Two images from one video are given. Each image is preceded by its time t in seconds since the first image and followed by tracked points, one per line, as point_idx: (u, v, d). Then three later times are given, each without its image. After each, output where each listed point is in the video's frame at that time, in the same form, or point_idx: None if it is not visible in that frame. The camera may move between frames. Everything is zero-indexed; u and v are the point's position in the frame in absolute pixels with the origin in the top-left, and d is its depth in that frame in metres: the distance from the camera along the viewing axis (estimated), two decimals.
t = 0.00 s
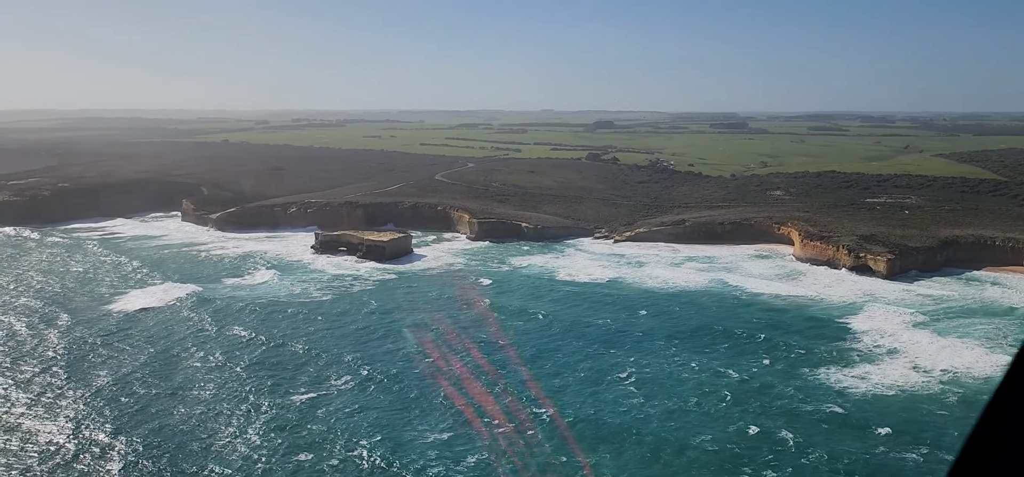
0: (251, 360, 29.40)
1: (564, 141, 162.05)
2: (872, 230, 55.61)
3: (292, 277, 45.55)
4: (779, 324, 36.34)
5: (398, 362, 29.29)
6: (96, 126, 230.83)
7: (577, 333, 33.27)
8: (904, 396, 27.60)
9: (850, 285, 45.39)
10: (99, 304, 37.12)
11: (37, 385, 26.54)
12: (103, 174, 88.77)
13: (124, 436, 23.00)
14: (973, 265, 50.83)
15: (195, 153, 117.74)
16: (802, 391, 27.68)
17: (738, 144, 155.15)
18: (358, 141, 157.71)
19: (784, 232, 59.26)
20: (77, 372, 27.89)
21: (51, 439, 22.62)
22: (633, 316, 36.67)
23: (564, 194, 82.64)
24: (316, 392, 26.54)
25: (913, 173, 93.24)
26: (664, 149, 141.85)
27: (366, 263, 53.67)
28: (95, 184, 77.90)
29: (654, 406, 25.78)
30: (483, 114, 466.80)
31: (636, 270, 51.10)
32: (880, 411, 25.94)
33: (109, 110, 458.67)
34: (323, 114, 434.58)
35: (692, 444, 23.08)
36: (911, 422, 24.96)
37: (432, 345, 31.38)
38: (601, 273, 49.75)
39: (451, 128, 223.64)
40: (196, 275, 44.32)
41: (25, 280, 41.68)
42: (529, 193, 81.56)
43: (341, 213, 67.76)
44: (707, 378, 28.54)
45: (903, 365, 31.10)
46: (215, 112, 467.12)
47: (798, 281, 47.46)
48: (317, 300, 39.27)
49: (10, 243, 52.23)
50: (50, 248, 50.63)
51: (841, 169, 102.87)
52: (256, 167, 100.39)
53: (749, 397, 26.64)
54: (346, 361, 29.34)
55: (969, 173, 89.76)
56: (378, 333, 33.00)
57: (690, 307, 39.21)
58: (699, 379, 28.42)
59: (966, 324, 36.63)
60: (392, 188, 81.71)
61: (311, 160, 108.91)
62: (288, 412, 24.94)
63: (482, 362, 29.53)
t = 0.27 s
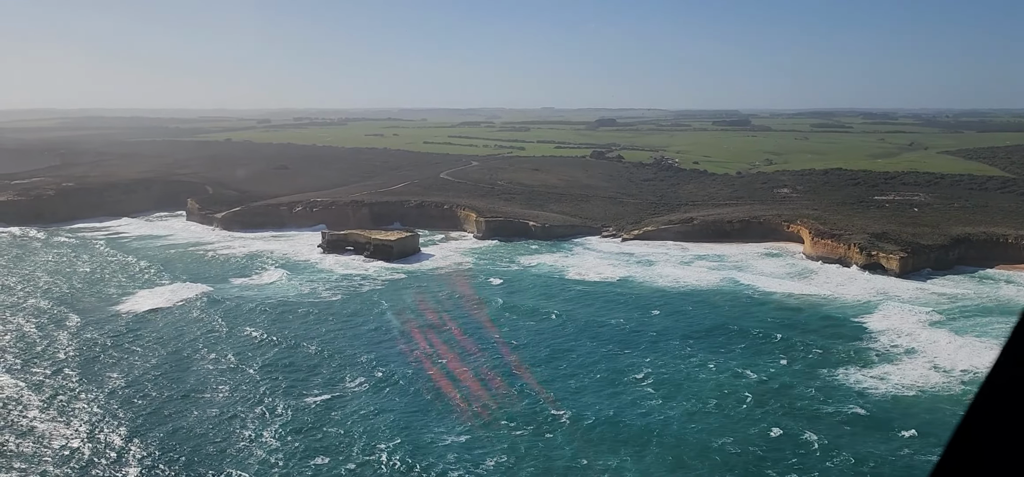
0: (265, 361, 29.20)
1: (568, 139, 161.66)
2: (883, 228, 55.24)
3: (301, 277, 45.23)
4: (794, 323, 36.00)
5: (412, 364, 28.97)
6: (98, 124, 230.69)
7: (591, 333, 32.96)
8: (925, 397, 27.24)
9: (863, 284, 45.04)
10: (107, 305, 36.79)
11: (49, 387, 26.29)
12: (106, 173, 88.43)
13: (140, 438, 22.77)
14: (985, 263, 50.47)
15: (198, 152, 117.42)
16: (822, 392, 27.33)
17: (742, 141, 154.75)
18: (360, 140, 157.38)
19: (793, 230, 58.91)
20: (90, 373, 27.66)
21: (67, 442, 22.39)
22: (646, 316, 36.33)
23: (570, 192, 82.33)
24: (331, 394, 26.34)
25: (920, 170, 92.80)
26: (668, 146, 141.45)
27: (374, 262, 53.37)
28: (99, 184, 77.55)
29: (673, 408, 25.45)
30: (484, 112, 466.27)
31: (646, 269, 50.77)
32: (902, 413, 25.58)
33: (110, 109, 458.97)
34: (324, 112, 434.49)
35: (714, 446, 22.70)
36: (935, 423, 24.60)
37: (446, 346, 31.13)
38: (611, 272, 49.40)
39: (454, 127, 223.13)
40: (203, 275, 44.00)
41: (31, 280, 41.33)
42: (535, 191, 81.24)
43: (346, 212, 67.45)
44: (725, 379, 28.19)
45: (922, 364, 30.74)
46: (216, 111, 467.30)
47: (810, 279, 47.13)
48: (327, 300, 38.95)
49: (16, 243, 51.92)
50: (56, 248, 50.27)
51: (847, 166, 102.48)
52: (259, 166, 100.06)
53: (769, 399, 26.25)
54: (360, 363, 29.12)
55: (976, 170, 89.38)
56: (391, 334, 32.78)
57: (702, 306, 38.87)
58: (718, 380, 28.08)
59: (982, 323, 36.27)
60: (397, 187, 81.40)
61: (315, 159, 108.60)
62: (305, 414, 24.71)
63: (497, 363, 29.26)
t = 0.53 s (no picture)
0: (284, 359, 29.04)
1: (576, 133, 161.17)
2: (900, 222, 54.68)
3: (314, 274, 45.03)
4: (815, 319, 35.57)
5: (433, 363, 28.75)
6: (106, 121, 231.35)
7: (609, 330, 32.64)
8: (953, 393, 26.79)
9: (882, 279, 44.55)
10: (122, 302, 36.60)
11: (69, 385, 26.14)
12: (115, 170, 88.33)
13: (162, 437, 22.58)
14: (1004, 257, 49.89)
15: (207, 147, 117.33)
16: (848, 389, 26.91)
17: (751, 135, 153.99)
18: (368, 135, 157.20)
19: (808, 224, 58.41)
20: (109, 370, 27.50)
21: (90, 441, 22.23)
22: (665, 311, 36.00)
23: (581, 187, 82.03)
24: (352, 393, 26.17)
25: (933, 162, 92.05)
26: (677, 140, 140.88)
27: (386, 258, 53.15)
28: (108, 180, 77.42)
29: (698, 405, 25.10)
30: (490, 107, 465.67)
31: (660, 263, 50.39)
32: (931, 411, 25.15)
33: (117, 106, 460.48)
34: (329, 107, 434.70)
35: (742, 446, 22.35)
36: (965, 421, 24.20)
37: (464, 345, 30.88)
38: (625, 267, 49.07)
39: (460, 121, 222.70)
40: (217, 271, 43.81)
41: (45, 277, 41.18)
42: (546, 186, 80.89)
43: (357, 208, 67.23)
44: (747, 376, 27.83)
45: (947, 360, 30.30)
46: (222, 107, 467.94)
47: (828, 274, 46.64)
48: (342, 297, 38.74)
49: (28, 240, 51.83)
50: (68, 245, 50.15)
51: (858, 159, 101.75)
52: (268, 162, 99.96)
53: (795, 397, 25.85)
54: (378, 362, 28.92)
55: (990, 163, 88.58)
56: (408, 332, 32.57)
57: (721, 301, 38.52)
58: (740, 377, 27.72)
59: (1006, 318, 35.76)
60: (407, 182, 81.15)
61: (323, 154, 108.46)
62: (327, 413, 24.54)
63: (515, 361, 29.04)
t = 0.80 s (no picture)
0: (305, 354, 28.93)
1: (586, 125, 160.27)
2: (920, 214, 54.03)
3: (330, 267, 44.89)
4: (838, 311, 35.18)
5: (455, 358, 28.56)
6: (116, 114, 231.64)
7: (630, 324, 32.34)
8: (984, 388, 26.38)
9: (903, 271, 44.03)
10: (140, 296, 36.55)
11: (91, 381, 26.07)
12: (127, 163, 88.38)
13: (188, 434, 22.49)
14: None
15: (217, 140, 117.28)
16: (877, 383, 26.54)
17: (762, 126, 152.84)
18: (377, 127, 156.88)
19: (826, 216, 57.83)
20: (130, 366, 27.42)
21: (115, 437, 22.15)
22: (686, 305, 35.64)
23: (594, 178, 81.56)
24: (374, 389, 26.02)
25: (950, 153, 91.01)
26: (689, 131, 140.01)
27: (401, 251, 52.98)
28: (121, 173, 77.46)
29: (725, 401, 24.81)
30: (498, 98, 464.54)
31: (677, 256, 49.99)
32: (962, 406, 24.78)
33: (125, 99, 461.54)
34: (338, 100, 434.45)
35: (772, 442, 22.03)
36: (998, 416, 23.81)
37: (484, 339, 30.67)
38: (643, 260, 48.69)
39: (469, 113, 221.86)
40: (233, 265, 43.71)
41: (62, 271, 41.16)
42: (558, 178, 80.46)
43: (370, 201, 67.02)
44: (773, 371, 27.51)
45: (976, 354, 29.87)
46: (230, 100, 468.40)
47: (848, 267, 46.15)
48: (360, 291, 38.54)
49: (44, 233, 51.89)
50: (84, 238, 50.14)
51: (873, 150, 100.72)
52: (279, 154, 99.86)
53: (824, 393, 25.49)
54: (400, 358, 28.77)
55: (1008, 153, 87.50)
56: (427, 327, 32.39)
57: (741, 294, 38.15)
58: (766, 372, 27.41)
59: None
60: (419, 174, 80.89)
61: (334, 147, 108.28)
62: (352, 409, 24.41)
63: (537, 355, 28.82)
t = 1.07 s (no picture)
0: (328, 347, 28.76)
1: (598, 114, 159.24)
2: (942, 203, 53.27)
3: (347, 258, 44.71)
4: (864, 303, 34.68)
5: (479, 351, 28.34)
6: (127, 105, 232.14)
7: (654, 317, 31.96)
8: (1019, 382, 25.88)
9: (927, 261, 43.39)
10: (160, 288, 36.47)
11: (116, 374, 25.99)
12: (141, 154, 88.48)
13: (214, 428, 22.37)
14: None
15: (229, 131, 117.29)
16: (908, 377, 26.07)
17: (776, 114, 151.38)
18: (388, 117, 156.49)
19: (846, 205, 57.14)
20: (153, 359, 27.33)
21: (141, 432, 22.05)
22: (708, 297, 35.22)
23: (608, 168, 81.00)
24: (398, 382, 25.83)
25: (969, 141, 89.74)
26: (702, 120, 138.90)
27: (417, 242, 52.72)
28: (135, 164, 77.51)
29: (753, 396, 24.46)
30: (507, 87, 462.90)
31: (696, 247, 49.51)
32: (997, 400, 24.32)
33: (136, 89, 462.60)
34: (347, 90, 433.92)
35: (804, 438, 21.65)
36: None
37: (506, 332, 30.39)
38: (661, 250, 48.25)
39: (481, 102, 220.62)
40: (250, 256, 43.58)
41: (81, 262, 41.16)
42: (573, 168, 79.94)
43: (385, 192, 66.76)
44: (801, 365, 27.11)
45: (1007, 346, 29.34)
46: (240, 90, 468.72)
47: (870, 257, 45.54)
48: (379, 283, 38.31)
49: (61, 225, 51.96)
50: (101, 230, 50.16)
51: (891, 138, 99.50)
52: (292, 145, 99.73)
53: (855, 388, 25.06)
54: (422, 351, 28.55)
55: None
56: (448, 319, 32.17)
57: (764, 286, 37.68)
58: (794, 366, 27.02)
59: None
60: (433, 165, 80.57)
61: (346, 137, 108.02)
62: (378, 404, 24.21)
63: (560, 348, 28.53)
